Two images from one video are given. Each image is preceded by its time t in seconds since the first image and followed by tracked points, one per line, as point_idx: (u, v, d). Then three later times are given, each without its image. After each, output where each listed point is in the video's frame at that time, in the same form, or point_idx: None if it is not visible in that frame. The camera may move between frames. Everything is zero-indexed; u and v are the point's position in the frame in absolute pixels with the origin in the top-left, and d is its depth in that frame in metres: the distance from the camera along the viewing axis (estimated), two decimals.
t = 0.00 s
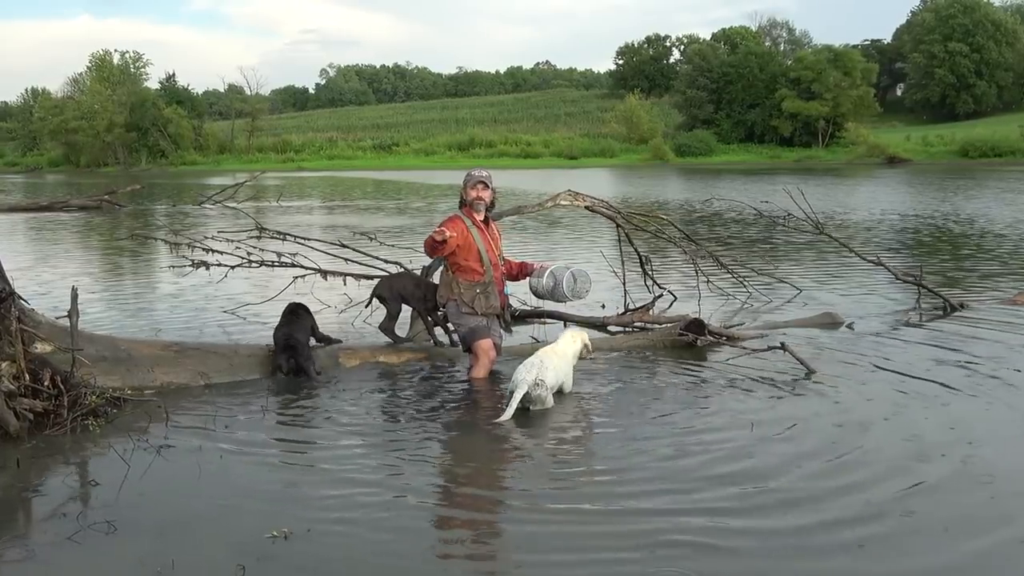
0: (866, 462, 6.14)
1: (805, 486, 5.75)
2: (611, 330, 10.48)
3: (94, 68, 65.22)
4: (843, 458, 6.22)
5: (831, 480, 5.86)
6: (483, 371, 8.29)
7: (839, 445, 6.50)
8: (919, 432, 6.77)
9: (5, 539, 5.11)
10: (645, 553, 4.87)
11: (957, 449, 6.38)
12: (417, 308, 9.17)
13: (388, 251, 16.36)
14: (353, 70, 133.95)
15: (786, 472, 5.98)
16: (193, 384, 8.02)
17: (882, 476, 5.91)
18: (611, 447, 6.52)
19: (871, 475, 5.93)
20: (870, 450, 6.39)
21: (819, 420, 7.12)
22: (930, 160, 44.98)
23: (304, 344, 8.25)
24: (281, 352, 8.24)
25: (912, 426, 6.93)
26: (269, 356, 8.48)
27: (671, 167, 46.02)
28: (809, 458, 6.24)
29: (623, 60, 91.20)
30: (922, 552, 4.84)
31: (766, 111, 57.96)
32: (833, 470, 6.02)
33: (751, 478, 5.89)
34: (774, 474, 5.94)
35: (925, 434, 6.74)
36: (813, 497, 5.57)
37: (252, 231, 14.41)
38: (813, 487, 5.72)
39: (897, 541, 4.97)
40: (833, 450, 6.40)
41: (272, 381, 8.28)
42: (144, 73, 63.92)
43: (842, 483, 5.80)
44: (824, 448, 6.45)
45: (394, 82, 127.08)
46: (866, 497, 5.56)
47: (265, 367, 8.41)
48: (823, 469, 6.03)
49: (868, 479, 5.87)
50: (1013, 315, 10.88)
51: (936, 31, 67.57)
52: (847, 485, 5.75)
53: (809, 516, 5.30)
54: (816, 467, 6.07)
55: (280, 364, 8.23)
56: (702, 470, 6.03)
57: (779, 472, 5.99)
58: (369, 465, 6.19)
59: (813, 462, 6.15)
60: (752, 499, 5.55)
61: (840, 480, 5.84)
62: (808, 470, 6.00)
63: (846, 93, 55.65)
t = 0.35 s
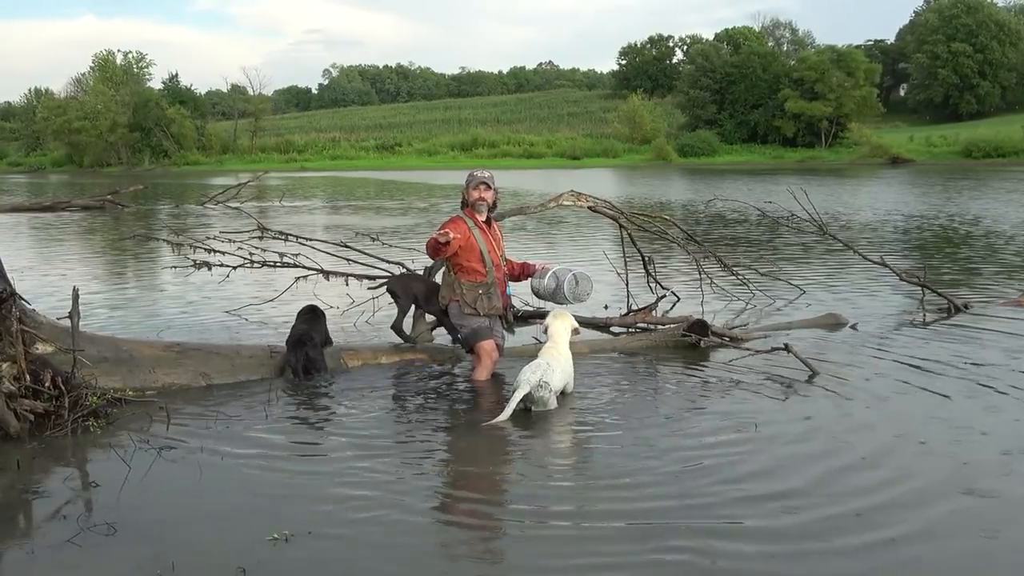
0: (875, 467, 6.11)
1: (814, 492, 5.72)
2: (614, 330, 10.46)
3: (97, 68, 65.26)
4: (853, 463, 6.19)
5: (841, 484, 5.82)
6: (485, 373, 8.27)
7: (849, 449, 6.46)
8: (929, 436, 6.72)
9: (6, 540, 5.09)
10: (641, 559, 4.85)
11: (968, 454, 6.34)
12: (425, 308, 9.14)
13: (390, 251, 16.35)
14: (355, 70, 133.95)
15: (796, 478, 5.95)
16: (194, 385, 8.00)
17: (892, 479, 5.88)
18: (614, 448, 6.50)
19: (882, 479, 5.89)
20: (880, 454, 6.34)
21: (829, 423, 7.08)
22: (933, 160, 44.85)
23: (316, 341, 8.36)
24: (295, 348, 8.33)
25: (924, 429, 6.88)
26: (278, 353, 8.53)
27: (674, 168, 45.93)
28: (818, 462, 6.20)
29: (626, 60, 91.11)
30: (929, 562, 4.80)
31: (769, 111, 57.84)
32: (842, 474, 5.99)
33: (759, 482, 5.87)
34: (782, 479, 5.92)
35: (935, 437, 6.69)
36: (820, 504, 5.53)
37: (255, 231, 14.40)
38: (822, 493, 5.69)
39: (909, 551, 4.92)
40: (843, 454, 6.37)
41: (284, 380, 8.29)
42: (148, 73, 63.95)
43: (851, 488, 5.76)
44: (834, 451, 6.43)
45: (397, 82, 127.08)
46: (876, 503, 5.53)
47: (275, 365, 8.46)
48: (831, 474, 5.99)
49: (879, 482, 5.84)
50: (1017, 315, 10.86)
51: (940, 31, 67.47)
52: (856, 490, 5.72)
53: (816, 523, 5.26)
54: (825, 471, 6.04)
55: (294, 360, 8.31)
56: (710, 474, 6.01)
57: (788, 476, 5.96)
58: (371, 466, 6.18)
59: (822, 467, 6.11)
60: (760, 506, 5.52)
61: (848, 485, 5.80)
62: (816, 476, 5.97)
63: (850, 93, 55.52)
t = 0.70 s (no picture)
0: (883, 469, 6.07)
1: (820, 494, 5.69)
2: (618, 330, 10.40)
3: (101, 68, 65.26)
4: (860, 465, 6.15)
5: (849, 487, 5.78)
6: (490, 373, 8.26)
7: (856, 451, 6.42)
8: (937, 438, 6.67)
9: (10, 541, 5.08)
10: (646, 560, 4.82)
11: (977, 456, 6.29)
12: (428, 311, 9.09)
13: (394, 252, 16.34)
14: (359, 71, 133.98)
15: (803, 478, 5.92)
16: (197, 385, 7.99)
17: (900, 481, 5.85)
18: (619, 448, 6.49)
19: (888, 482, 5.85)
20: (887, 456, 6.31)
21: (836, 423, 7.04)
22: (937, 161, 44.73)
23: (331, 344, 8.46)
24: (312, 351, 8.39)
25: (931, 431, 6.84)
26: (280, 355, 8.47)
27: (677, 168, 45.83)
28: (825, 464, 6.17)
29: (629, 60, 91.01)
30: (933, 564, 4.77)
31: (772, 111, 57.74)
32: (849, 476, 5.95)
33: (765, 483, 5.85)
34: (789, 480, 5.89)
35: (944, 439, 6.65)
36: (826, 506, 5.50)
37: (258, 231, 14.39)
38: (828, 495, 5.66)
39: (913, 554, 4.88)
40: (851, 455, 6.34)
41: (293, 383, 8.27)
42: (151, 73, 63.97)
43: (857, 489, 5.73)
44: (841, 452, 6.39)
45: (400, 82, 127.08)
46: (880, 504, 5.51)
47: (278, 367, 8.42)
48: (838, 476, 5.96)
49: (889, 484, 5.80)
50: None
51: (943, 31, 67.35)
52: (861, 492, 5.69)
53: (822, 525, 5.23)
54: (832, 473, 6.01)
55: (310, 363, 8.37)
56: (716, 475, 5.98)
57: (794, 477, 5.94)
58: (375, 467, 6.16)
59: (829, 469, 6.08)
60: (765, 506, 5.49)
61: (855, 488, 5.76)
62: (824, 478, 5.93)
63: (854, 93, 55.44)
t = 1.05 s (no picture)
0: (889, 468, 6.05)
1: (826, 494, 5.66)
2: (622, 330, 10.38)
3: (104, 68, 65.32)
4: (866, 466, 6.11)
5: (855, 488, 5.75)
6: (498, 372, 8.26)
7: (863, 451, 6.39)
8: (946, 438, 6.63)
9: (14, 539, 5.08)
10: (652, 562, 4.79)
11: (985, 456, 6.25)
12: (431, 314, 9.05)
13: (397, 251, 16.31)
14: (362, 70, 133.97)
15: (810, 479, 5.89)
16: (201, 384, 7.98)
17: (904, 480, 5.86)
18: (624, 447, 6.48)
19: (895, 481, 5.83)
20: (893, 456, 6.29)
21: (841, 423, 7.03)
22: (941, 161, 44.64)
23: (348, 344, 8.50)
24: (326, 347, 8.43)
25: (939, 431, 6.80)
26: (290, 352, 8.50)
27: (680, 168, 45.77)
28: (833, 465, 6.13)
29: (632, 60, 90.98)
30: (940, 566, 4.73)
31: (776, 111, 57.69)
32: (855, 477, 5.92)
33: (771, 484, 5.82)
34: (796, 481, 5.87)
35: (953, 440, 6.61)
36: (833, 507, 5.47)
37: (261, 230, 14.39)
38: (834, 496, 5.63)
39: (919, 555, 4.84)
40: (858, 455, 6.31)
41: (298, 382, 8.26)
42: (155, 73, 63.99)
43: (863, 490, 5.69)
44: (848, 452, 6.37)
45: (403, 82, 127.00)
46: (884, 502, 5.52)
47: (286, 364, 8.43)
48: (845, 477, 5.93)
49: (894, 483, 5.81)
50: None
51: (947, 31, 67.24)
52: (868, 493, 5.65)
53: (828, 526, 5.20)
54: (839, 474, 5.98)
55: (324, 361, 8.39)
56: (722, 475, 5.96)
57: (801, 478, 5.91)
58: (380, 465, 6.16)
59: (836, 470, 6.04)
60: (772, 507, 5.47)
61: (862, 489, 5.72)
62: (829, 479, 5.90)
63: (857, 93, 55.37)
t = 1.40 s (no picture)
0: (898, 469, 6.02)
1: (833, 494, 5.63)
2: (627, 330, 10.36)
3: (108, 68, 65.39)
4: (874, 467, 6.06)
5: (863, 489, 5.70)
6: (502, 372, 8.25)
7: (872, 452, 6.35)
8: (956, 441, 6.57)
9: (20, 539, 5.09)
10: (661, 562, 4.75)
11: (994, 458, 6.19)
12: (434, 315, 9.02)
13: (401, 251, 16.31)
14: (366, 71, 134.06)
15: (818, 480, 5.85)
16: (206, 384, 7.98)
17: (910, 479, 5.84)
18: (629, 448, 6.46)
19: (902, 481, 5.81)
20: (900, 456, 6.27)
21: (847, 423, 7.02)
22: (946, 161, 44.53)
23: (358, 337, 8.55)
24: (325, 328, 8.45)
25: (947, 432, 6.75)
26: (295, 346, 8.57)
27: (685, 169, 45.72)
28: (840, 466, 6.10)
29: (636, 61, 90.92)
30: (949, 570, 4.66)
31: (780, 111, 57.63)
32: (865, 478, 5.88)
33: (779, 483, 5.79)
34: (803, 482, 5.82)
35: (962, 441, 6.55)
36: (842, 508, 5.43)
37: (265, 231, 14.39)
38: (844, 497, 5.58)
39: (928, 557, 4.80)
40: (867, 457, 6.26)
41: (306, 381, 8.26)
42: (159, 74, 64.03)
43: (873, 492, 5.64)
44: (857, 454, 6.32)
45: (407, 82, 127.17)
46: (889, 501, 5.51)
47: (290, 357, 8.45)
48: (853, 477, 5.90)
49: (900, 483, 5.79)
50: None
51: (951, 31, 67.11)
52: (879, 495, 5.61)
53: (835, 526, 5.19)
54: (848, 476, 5.93)
55: (325, 343, 8.39)
56: (728, 475, 5.95)
57: (808, 478, 5.88)
58: (384, 465, 6.14)
59: (842, 470, 6.02)
60: (780, 508, 5.43)
61: (869, 491, 5.68)
62: (837, 479, 5.87)
63: (861, 93, 55.31)
